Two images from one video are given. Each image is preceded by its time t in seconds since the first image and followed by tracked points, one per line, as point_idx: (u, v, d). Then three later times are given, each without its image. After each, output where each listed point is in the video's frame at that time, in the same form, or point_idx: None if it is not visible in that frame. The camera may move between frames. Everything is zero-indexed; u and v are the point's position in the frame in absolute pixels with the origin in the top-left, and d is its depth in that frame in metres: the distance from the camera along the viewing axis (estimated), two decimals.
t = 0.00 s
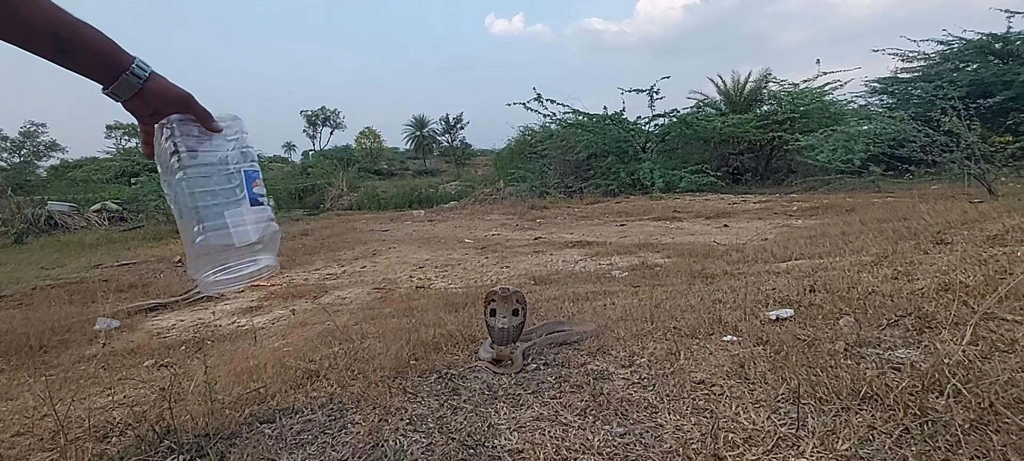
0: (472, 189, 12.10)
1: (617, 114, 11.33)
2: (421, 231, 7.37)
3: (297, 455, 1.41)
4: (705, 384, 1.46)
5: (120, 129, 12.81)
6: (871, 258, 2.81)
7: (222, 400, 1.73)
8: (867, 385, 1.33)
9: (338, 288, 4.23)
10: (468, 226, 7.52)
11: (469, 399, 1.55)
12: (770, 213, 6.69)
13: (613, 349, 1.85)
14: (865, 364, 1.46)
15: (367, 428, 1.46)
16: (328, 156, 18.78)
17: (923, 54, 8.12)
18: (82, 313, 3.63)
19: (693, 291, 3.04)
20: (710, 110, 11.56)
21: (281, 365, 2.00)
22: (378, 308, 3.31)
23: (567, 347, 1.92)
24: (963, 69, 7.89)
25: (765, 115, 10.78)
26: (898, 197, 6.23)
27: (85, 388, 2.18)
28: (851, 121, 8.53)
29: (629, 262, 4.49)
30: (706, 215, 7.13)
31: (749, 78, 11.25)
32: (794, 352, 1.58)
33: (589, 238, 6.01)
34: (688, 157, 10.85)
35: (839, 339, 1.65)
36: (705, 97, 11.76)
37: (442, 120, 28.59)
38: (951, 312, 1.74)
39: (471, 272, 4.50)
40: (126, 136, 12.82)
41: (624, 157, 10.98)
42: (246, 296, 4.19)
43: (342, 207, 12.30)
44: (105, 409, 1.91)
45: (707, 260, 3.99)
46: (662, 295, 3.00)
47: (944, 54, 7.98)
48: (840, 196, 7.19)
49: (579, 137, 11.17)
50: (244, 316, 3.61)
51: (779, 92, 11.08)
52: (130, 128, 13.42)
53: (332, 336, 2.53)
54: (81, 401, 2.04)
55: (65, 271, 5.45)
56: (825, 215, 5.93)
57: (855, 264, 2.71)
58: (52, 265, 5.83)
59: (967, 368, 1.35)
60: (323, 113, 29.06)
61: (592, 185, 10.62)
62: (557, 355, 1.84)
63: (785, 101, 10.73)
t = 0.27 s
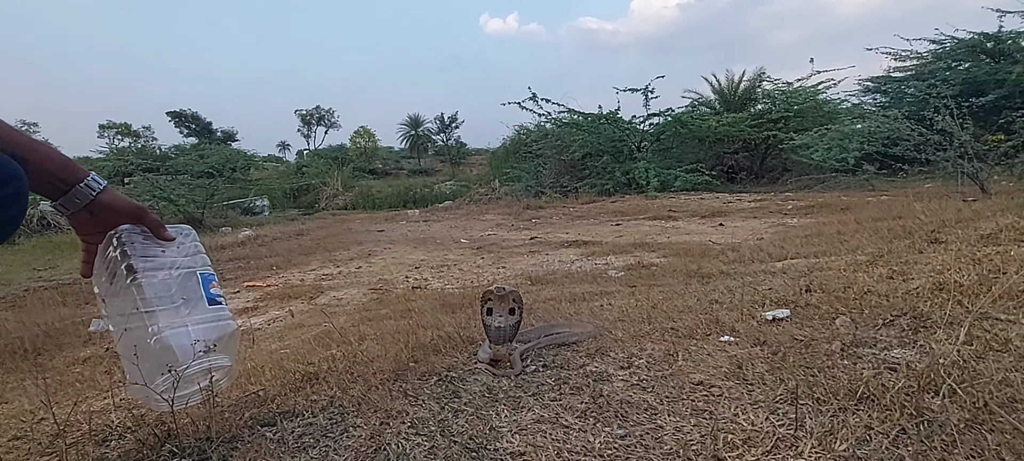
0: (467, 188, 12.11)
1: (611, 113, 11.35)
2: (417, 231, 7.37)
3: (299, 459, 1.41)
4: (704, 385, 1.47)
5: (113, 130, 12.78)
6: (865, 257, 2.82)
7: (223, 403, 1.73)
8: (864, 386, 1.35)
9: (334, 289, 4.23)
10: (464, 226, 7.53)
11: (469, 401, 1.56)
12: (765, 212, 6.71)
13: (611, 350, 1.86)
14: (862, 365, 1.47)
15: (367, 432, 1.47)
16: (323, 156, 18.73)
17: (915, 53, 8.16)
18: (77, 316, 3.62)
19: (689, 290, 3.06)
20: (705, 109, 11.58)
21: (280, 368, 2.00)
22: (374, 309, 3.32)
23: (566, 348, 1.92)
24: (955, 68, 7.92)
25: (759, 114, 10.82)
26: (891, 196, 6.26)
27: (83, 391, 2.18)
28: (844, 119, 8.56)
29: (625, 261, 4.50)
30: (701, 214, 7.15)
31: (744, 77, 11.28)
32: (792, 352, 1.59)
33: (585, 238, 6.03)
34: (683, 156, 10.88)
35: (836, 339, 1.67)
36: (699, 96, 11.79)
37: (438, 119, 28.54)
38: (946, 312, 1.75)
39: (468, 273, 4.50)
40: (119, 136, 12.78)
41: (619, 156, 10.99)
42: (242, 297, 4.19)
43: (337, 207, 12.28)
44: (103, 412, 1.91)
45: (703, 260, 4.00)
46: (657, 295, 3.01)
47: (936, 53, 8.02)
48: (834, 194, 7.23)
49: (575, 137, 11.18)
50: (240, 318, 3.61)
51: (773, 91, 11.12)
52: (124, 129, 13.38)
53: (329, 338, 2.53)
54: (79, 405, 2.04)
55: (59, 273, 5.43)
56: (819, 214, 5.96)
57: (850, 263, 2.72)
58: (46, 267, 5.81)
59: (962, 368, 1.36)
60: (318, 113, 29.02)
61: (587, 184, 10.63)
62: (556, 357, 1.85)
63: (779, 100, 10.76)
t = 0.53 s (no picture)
0: (467, 188, 12.10)
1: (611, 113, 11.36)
2: (417, 230, 7.36)
3: (306, 455, 1.41)
4: (710, 382, 1.48)
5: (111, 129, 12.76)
6: (866, 257, 2.82)
7: (228, 401, 1.73)
8: (872, 383, 1.35)
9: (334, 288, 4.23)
10: (464, 226, 7.53)
11: (476, 398, 1.56)
12: (765, 212, 6.71)
13: (615, 348, 1.86)
14: (869, 363, 1.47)
15: (375, 429, 1.47)
16: (322, 156, 18.72)
17: (915, 53, 8.17)
18: (77, 314, 3.61)
19: (690, 290, 3.06)
20: (704, 109, 11.59)
21: (283, 366, 2.00)
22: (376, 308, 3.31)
23: (569, 346, 1.92)
24: (954, 68, 7.93)
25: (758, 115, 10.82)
26: (891, 196, 6.27)
27: (84, 389, 2.18)
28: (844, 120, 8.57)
29: (625, 261, 4.50)
30: (700, 214, 7.15)
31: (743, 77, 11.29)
32: (798, 350, 1.60)
33: (585, 238, 6.03)
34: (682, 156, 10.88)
35: (841, 337, 1.67)
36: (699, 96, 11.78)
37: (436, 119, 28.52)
38: (950, 310, 1.76)
39: (468, 272, 4.50)
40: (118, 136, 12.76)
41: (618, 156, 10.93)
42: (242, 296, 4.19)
43: (336, 206, 12.27)
44: (105, 410, 1.91)
45: (704, 260, 4.00)
46: (658, 295, 3.01)
47: (936, 54, 8.03)
48: (834, 195, 7.23)
49: (574, 136, 11.18)
50: (240, 316, 3.60)
51: (773, 91, 11.12)
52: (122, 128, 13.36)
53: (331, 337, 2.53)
54: (80, 402, 2.03)
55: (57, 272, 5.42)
56: (819, 214, 5.97)
57: (852, 263, 2.73)
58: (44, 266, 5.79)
59: (969, 366, 1.37)
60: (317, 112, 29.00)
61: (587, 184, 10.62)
62: (560, 355, 1.85)
63: (779, 101, 10.77)
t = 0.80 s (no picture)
0: (466, 188, 12.09)
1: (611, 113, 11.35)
2: (416, 230, 7.35)
3: (306, 454, 1.40)
4: (714, 382, 1.47)
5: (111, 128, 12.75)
6: (868, 257, 2.81)
7: (228, 400, 1.72)
8: (877, 383, 1.35)
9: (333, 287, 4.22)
10: (464, 226, 7.51)
11: (477, 397, 1.55)
12: (765, 213, 6.70)
13: (617, 347, 1.85)
14: (873, 362, 1.47)
15: (376, 428, 1.46)
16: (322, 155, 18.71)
17: (915, 54, 8.17)
18: (75, 313, 3.60)
19: (690, 290, 3.05)
20: (704, 109, 11.59)
21: (283, 365, 1.98)
22: (375, 307, 3.30)
23: (571, 345, 1.91)
24: (955, 69, 7.93)
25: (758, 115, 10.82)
26: (892, 196, 6.26)
27: (83, 388, 2.17)
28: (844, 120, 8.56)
29: (625, 261, 4.49)
30: (700, 214, 7.14)
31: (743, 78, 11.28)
32: (802, 350, 1.59)
33: (584, 237, 6.02)
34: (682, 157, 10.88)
35: (845, 336, 1.66)
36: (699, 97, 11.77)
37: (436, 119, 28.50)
38: (954, 310, 1.75)
39: (468, 271, 4.49)
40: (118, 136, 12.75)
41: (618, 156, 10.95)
42: (241, 295, 4.18)
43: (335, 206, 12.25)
44: (104, 409, 1.89)
45: (704, 260, 3.98)
46: (658, 295, 3.00)
47: (937, 54, 8.03)
48: (834, 195, 7.23)
49: (574, 136, 11.17)
50: (238, 316, 3.58)
51: (773, 92, 11.11)
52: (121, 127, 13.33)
53: (331, 336, 2.51)
54: (79, 401, 2.02)
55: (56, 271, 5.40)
56: (819, 214, 5.96)
57: (853, 263, 2.72)
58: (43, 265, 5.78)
59: (975, 366, 1.36)
60: (317, 112, 28.98)
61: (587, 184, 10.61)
62: (561, 354, 1.84)
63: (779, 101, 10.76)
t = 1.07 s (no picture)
0: (468, 188, 12.09)
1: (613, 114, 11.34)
2: (418, 230, 7.35)
3: (308, 454, 1.40)
4: (717, 383, 1.47)
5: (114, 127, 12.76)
6: (870, 258, 2.81)
7: (230, 399, 1.71)
8: (882, 385, 1.34)
9: (335, 287, 4.21)
10: (465, 226, 7.51)
11: (480, 397, 1.55)
12: (767, 214, 6.69)
13: (620, 348, 1.85)
14: (878, 364, 1.46)
15: (379, 427, 1.46)
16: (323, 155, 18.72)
17: (918, 55, 8.16)
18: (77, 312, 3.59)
19: (692, 291, 3.05)
20: (706, 110, 11.58)
21: (285, 364, 1.98)
22: (377, 307, 3.30)
23: (574, 346, 1.91)
24: (958, 70, 7.93)
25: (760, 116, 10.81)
26: (894, 198, 6.25)
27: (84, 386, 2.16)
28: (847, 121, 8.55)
29: (627, 262, 4.49)
30: (702, 215, 7.14)
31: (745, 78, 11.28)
32: (806, 351, 1.58)
33: (586, 238, 6.01)
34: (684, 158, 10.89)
35: (849, 338, 1.66)
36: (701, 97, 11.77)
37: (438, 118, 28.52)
38: (958, 312, 1.75)
39: (470, 271, 4.49)
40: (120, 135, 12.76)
41: (620, 157, 10.95)
42: (243, 295, 4.17)
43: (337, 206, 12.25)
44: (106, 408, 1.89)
45: (706, 261, 3.98)
46: (660, 296, 2.99)
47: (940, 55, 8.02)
48: (836, 196, 7.22)
49: (575, 136, 11.15)
50: (240, 315, 3.58)
51: (776, 92, 11.10)
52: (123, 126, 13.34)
53: (333, 335, 2.51)
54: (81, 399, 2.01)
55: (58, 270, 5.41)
56: (822, 216, 5.95)
57: (856, 264, 2.71)
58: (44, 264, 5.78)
59: (980, 368, 1.36)
60: (318, 112, 29.00)
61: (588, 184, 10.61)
62: (564, 354, 1.83)
63: (781, 102, 10.75)
